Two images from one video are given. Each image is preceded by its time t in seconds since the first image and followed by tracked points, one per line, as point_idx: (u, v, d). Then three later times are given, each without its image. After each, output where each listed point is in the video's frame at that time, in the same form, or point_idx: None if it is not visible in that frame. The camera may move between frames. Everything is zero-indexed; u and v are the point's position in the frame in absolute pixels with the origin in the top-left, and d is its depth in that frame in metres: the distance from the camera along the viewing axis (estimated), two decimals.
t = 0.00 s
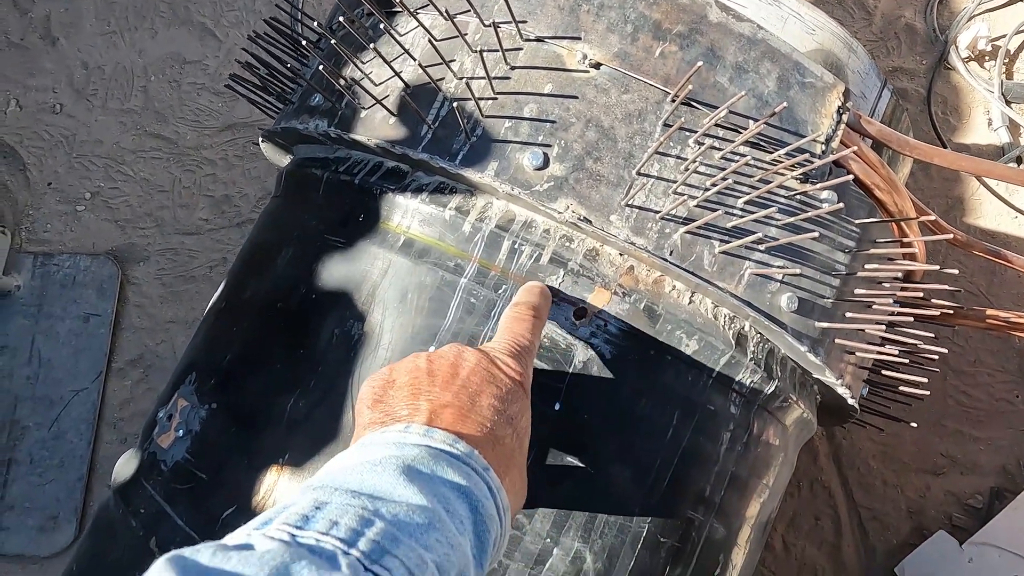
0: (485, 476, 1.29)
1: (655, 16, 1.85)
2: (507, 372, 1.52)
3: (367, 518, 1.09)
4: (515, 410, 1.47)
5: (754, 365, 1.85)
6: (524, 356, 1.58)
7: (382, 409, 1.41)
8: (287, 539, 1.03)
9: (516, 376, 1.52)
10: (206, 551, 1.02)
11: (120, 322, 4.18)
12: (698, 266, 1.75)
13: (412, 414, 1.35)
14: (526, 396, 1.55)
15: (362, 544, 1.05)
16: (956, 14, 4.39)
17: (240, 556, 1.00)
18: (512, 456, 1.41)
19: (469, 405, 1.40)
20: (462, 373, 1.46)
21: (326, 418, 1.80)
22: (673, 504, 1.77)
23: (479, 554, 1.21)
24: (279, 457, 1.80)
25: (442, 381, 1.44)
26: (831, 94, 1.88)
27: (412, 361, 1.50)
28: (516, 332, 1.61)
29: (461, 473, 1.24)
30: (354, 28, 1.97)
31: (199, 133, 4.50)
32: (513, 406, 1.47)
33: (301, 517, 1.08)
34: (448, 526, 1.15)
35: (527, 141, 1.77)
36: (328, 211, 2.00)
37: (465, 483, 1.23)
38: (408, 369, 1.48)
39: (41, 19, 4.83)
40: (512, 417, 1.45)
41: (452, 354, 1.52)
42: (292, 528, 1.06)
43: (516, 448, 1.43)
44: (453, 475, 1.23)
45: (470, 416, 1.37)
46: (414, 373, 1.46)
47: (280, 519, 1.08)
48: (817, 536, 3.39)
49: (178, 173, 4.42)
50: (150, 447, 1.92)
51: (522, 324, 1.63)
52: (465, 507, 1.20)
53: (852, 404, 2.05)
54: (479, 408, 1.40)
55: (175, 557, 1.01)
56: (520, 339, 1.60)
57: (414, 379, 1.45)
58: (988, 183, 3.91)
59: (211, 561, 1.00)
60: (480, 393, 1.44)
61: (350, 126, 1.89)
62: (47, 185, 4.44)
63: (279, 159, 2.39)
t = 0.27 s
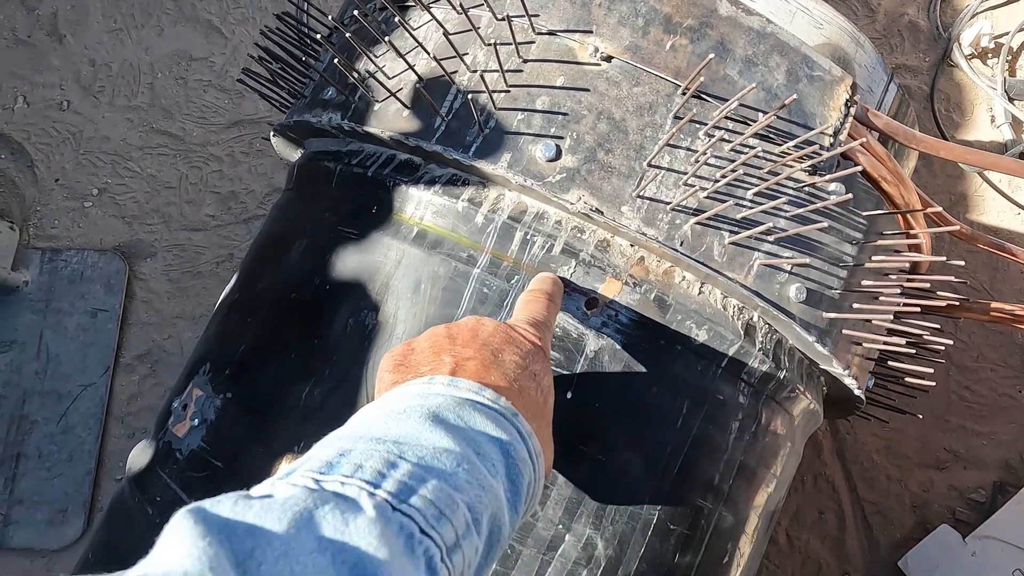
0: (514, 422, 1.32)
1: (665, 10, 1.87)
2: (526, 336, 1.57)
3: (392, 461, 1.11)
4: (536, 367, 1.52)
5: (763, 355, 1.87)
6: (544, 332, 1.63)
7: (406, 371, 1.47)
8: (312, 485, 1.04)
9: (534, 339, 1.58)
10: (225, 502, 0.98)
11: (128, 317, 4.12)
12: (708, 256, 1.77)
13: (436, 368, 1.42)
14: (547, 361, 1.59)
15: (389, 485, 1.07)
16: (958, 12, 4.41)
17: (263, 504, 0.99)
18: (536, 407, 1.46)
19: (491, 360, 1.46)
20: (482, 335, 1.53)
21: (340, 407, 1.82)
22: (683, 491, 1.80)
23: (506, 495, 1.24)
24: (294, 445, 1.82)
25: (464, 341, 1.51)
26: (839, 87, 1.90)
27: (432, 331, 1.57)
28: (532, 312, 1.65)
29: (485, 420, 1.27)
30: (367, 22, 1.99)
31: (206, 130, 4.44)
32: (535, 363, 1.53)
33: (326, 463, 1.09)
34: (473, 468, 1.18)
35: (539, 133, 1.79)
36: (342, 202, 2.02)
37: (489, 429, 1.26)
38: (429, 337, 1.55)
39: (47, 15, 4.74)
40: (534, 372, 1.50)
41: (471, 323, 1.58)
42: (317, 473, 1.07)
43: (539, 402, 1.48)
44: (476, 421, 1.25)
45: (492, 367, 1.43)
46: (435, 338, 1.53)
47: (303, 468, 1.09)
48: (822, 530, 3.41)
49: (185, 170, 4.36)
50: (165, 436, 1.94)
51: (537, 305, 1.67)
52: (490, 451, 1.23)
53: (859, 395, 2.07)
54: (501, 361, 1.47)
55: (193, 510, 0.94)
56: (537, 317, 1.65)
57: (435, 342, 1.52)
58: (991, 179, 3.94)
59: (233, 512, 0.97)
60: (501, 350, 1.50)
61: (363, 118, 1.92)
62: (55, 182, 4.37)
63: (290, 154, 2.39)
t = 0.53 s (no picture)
0: (517, 420, 1.33)
1: (664, 7, 1.88)
2: (526, 337, 1.59)
3: (396, 460, 1.12)
4: (537, 367, 1.53)
5: (761, 351, 1.88)
6: (544, 333, 1.64)
7: (408, 374, 1.48)
8: (317, 484, 1.04)
9: (534, 340, 1.59)
10: (231, 504, 0.98)
11: (128, 316, 4.13)
12: (707, 252, 1.77)
13: (437, 370, 1.43)
14: (548, 360, 1.61)
15: (394, 484, 1.07)
16: (958, 11, 4.42)
17: (269, 504, 0.99)
18: (539, 406, 1.48)
19: (492, 360, 1.47)
20: (482, 336, 1.54)
21: (340, 404, 1.83)
22: (682, 487, 1.81)
23: (510, 493, 1.25)
24: (294, 441, 1.82)
25: (464, 343, 1.52)
26: (837, 84, 1.91)
27: (432, 335, 1.58)
28: (531, 313, 1.65)
29: (488, 419, 1.28)
30: (367, 20, 2.00)
31: (206, 129, 4.45)
32: (536, 363, 1.54)
33: (330, 464, 1.09)
34: (478, 466, 1.18)
35: (539, 130, 1.80)
36: (342, 200, 2.03)
37: (492, 428, 1.27)
38: (430, 340, 1.56)
39: (47, 15, 4.73)
40: (535, 372, 1.52)
41: (471, 325, 1.59)
42: (322, 474, 1.07)
43: (542, 400, 1.50)
44: (479, 420, 1.27)
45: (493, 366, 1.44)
46: (435, 341, 1.54)
47: (308, 469, 1.09)
48: (821, 528, 3.42)
49: (185, 169, 4.37)
50: (166, 433, 1.95)
51: (537, 306, 1.68)
52: (495, 448, 1.24)
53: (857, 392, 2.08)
54: (501, 361, 1.48)
55: (200, 512, 0.95)
56: (538, 318, 1.66)
57: (435, 345, 1.53)
58: (990, 177, 3.94)
59: (239, 512, 0.97)
60: (502, 350, 1.51)
61: (363, 116, 1.92)
62: (56, 181, 4.37)
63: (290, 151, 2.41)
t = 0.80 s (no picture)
0: (522, 424, 1.34)
1: (660, 7, 1.88)
2: (527, 339, 1.58)
3: (403, 464, 1.12)
4: (540, 369, 1.54)
5: (757, 350, 1.89)
6: (546, 333, 1.64)
7: (411, 378, 1.48)
8: (324, 491, 1.05)
9: (536, 342, 1.59)
10: (240, 512, 0.99)
11: (127, 316, 4.13)
12: (703, 252, 1.78)
13: (441, 375, 1.42)
14: (551, 361, 1.61)
15: (400, 488, 1.08)
16: (955, 10, 4.42)
17: (276, 512, 0.99)
18: (542, 407, 1.49)
19: (496, 363, 1.47)
20: (484, 338, 1.54)
21: (337, 403, 1.83)
22: (679, 486, 1.81)
23: (516, 496, 1.25)
24: (291, 441, 1.83)
25: (467, 346, 1.52)
26: (833, 84, 1.91)
27: (434, 338, 1.57)
28: (532, 313, 1.65)
29: (492, 422, 1.28)
30: (364, 20, 2.00)
31: (204, 129, 4.45)
32: (539, 364, 1.54)
33: (336, 469, 1.10)
34: (484, 469, 1.19)
35: (535, 130, 1.81)
36: (340, 200, 2.03)
37: (497, 432, 1.28)
38: (432, 343, 1.56)
39: (46, 15, 4.73)
40: (538, 374, 1.52)
41: (473, 328, 1.59)
42: (329, 480, 1.07)
43: (545, 401, 1.50)
44: (484, 424, 1.27)
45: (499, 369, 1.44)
46: (437, 344, 1.54)
47: (315, 475, 1.09)
48: (819, 527, 3.42)
49: (184, 169, 4.37)
50: (164, 432, 1.95)
51: (537, 305, 1.67)
52: (500, 453, 1.25)
53: (853, 391, 2.08)
54: (504, 363, 1.48)
55: (209, 520, 0.97)
56: (540, 318, 1.66)
57: (438, 349, 1.52)
58: (988, 176, 3.95)
59: (247, 522, 0.97)
60: (505, 353, 1.51)
61: (360, 116, 1.93)
62: (54, 181, 4.37)
63: (287, 151, 2.41)
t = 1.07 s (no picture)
0: (511, 413, 1.36)
1: (658, 7, 1.89)
2: (518, 330, 1.60)
3: (390, 452, 1.14)
4: (531, 359, 1.55)
5: (755, 348, 1.90)
6: (538, 324, 1.65)
7: (403, 371, 1.50)
8: (313, 478, 1.06)
9: (528, 332, 1.60)
10: (229, 501, 0.99)
11: (128, 315, 4.14)
12: (701, 250, 1.79)
13: (431, 366, 1.45)
14: (542, 351, 1.62)
15: (387, 475, 1.09)
16: (954, 10, 4.43)
17: (266, 499, 1.00)
18: (534, 396, 1.50)
19: (485, 353, 1.49)
20: (474, 330, 1.57)
21: (337, 401, 1.84)
22: (677, 482, 1.82)
23: (503, 483, 1.27)
24: (292, 438, 1.84)
25: (457, 338, 1.54)
26: (830, 83, 1.93)
27: (425, 331, 1.60)
28: (526, 305, 1.67)
29: (480, 411, 1.30)
30: (364, 20, 2.02)
31: (205, 129, 4.46)
32: (530, 353, 1.56)
33: (324, 458, 1.11)
34: (471, 456, 1.21)
35: (534, 129, 1.82)
36: (340, 198, 2.05)
37: (485, 420, 1.30)
38: (423, 336, 1.58)
39: (47, 15, 4.74)
40: (529, 363, 1.53)
41: (463, 320, 1.61)
42: (318, 467, 1.09)
43: (536, 389, 1.51)
44: (472, 413, 1.29)
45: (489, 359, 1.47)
46: (428, 337, 1.56)
47: (304, 464, 1.11)
48: (818, 524, 3.43)
49: (184, 169, 4.38)
50: (165, 430, 1.96)
51: (530, 298, 1.69)
52: (488, 440, 1.27)
53: (851, 389, 2.09)
54: (494, 354, 1.50)
55: (198, 508, 0.96)
56: (532, 310, 1.67)
57: (429, 341, 1.55)
58: (986, 175, 3.96)
59: (236, 509, 0.98)
60: (495, 344, 1.53)
61: (360, 116, 1.95)
62: (55, 181, 4.39)
63: (288, 150, 2.42)
